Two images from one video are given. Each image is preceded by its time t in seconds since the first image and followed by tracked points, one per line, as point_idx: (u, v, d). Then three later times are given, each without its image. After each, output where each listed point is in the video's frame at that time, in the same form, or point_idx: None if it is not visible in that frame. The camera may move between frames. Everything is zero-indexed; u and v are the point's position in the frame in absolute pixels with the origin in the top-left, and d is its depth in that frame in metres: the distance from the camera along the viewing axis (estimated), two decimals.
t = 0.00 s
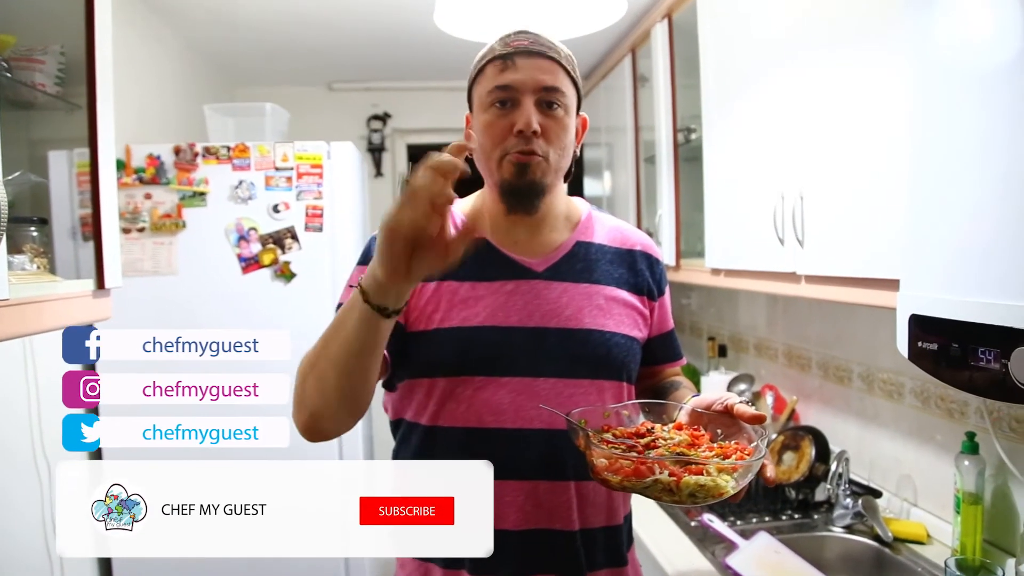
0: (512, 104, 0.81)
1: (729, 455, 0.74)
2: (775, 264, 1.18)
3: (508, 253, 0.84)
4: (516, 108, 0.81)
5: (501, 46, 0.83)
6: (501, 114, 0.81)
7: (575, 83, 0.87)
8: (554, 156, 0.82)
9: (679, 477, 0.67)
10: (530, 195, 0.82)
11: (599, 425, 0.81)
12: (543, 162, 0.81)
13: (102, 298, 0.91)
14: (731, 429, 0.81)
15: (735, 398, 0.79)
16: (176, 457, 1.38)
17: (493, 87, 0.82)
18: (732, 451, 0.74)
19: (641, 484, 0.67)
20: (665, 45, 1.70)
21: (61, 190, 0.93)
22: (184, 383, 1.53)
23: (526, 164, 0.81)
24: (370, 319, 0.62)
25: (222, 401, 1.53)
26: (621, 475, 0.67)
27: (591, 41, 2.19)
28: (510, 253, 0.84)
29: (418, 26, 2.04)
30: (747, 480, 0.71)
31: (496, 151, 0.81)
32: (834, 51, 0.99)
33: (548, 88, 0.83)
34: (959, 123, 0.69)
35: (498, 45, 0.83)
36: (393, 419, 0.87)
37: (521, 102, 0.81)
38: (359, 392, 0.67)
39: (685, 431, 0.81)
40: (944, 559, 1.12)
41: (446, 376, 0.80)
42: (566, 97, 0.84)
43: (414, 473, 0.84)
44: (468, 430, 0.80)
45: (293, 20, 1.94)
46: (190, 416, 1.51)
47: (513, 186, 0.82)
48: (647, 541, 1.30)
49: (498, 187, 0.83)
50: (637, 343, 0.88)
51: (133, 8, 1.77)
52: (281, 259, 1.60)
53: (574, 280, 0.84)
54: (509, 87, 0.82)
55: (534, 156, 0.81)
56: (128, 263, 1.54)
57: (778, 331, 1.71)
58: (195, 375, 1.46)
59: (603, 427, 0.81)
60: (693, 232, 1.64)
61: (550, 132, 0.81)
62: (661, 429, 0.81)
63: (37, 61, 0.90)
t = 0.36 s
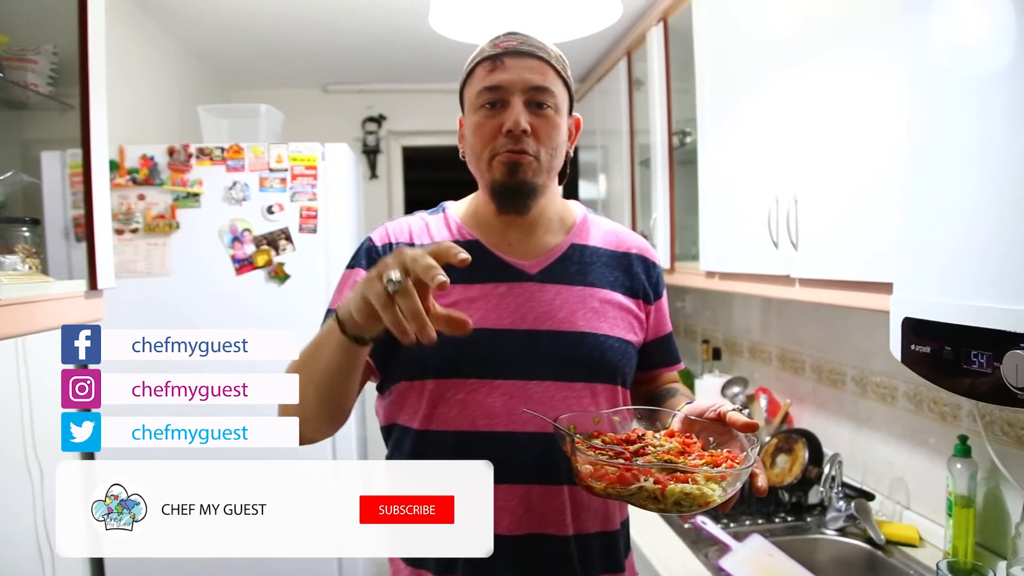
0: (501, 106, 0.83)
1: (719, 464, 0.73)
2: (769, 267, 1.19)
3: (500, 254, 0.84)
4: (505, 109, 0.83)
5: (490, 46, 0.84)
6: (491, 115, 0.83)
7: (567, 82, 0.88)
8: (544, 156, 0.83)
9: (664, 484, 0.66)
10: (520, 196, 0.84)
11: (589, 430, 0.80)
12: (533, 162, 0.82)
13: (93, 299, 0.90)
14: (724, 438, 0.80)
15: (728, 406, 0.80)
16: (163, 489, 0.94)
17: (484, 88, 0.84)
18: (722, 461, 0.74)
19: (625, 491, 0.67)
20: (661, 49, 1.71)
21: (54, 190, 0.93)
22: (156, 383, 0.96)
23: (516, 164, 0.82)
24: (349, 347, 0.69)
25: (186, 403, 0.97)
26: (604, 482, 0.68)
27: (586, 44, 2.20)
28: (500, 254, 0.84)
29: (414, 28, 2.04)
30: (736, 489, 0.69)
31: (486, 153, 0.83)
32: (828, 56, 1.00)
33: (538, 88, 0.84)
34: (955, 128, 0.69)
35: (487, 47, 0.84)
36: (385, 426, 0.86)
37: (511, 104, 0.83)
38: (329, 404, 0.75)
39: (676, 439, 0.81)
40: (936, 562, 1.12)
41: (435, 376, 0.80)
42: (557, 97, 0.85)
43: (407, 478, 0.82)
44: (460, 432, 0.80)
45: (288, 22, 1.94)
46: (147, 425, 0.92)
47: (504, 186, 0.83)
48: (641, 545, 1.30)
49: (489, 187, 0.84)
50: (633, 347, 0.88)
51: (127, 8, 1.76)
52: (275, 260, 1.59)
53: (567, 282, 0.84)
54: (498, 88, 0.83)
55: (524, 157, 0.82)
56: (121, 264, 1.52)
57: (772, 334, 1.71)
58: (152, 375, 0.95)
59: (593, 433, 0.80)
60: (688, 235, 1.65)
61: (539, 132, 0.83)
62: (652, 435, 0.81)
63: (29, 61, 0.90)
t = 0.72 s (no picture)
0: (477, 103, 0.83)
1: (727, 465, 0.73)
2: (767, 269, 1.19)
3: (499, 254, 0.84)
4: (481, 106, 0.82)
5: (461, 50, 0.85)
6: (468, 114, 0.83)
7: (543, 70, 0.87)
8: (526, 148, 0.83)
9: (673, 486, 0.66)
10: (507, 191, 0.83)
11: (592, 433, 0.79)
12: (514, 155, 0.81)
13: (91, 297, 0.92)
14: (731, 439, 0.80)
15: (734, 407, 0.79)
16: (164, 490, 0.92)
17: (459, 90, 0.84)
18: (731, 462, 0.74)
19: (631, 493, 0.67)
20: (658, 51, 1.72)
21: (52, 189, 0.91)
22: (156, 382, 0.96)
23: (496, 158, 0.81)
24: (320, 275, 0.72)
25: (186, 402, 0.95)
26: (610, 484, 0.68)
27: (584, 46, 2.20)
28: (500, 253, 0.85)
29: (413, 28, 2.04)
30: (746, 491, 0.71)
31: (468, 151, 0.82)
32: (827, 59, 1.00)
33: (511, 79, 0.83)
34: (952, 130, 0.69)
35: (459, 51, 0.85)
36: (381, 429, 0.86)
37: (485, 100, 0.82)
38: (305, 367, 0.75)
39: (682, 440, 0.81)
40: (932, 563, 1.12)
41: (432, 376, 0.80)
42: (533, 86, 0.84)
43: (404, 479, 0.81)
44: (459, 434, 0.80)
45: (287, 22, 1.94)
46: (147, 425, 0.91)
47: (489, 183, 0.82)
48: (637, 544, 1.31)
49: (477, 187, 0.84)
50: (635, 348, 0.88)
51: (125, 7, 1.76)
52: (272, 260, 1.59)
53: (568, 282, 0.85)
54: (471, 87, 0.83)
55: (504, 150, 0.81)
56: (119, 263, 1.53)
57: (769, 336, 1.72)
58: (152, 374, 0.95)
59: (597, 436, 0.79)
60: (685, 237, 1.65)
61: (517, 122, 0.82)
62: (656, 438, 0.82)
63: (28, 59, 0.89)
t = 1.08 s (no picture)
0: (489, 111, 0.82)
1: (731, 464, 0.72)
2: (765, 273, 1.20)
3: (495, 258, 0.84)
4: (494, 114, 0.82)
5: (472, 50, 0.83)
6: (479, 121, 0.82)
7: (552, 77, 0.87)
8: (537, 161, 0.83)
9: (677, 485, 0.66)
10: (515, 203, 0.84)
11: (593, 433, 0.79)
12: (526, 168, 0.82)
13: (89, 296, 0.89)
14: (733, 440, 0.79)
15: (737, 406, 0.79)
16: (164, 490, 0.93)
17: (468, 94, 0.83)
18: (734, 461, 0.73)
19: (635, 492, 0.67)
20: (659, 54, 1.72)
21: (51, 187, 0.92)
22: (156, 382, 0.92)
23: (510, 171, 0.81)
24: (309, 295, 0.72)
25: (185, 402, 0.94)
26: (613, 483, 0.68)
27: (585, 48, 2.21)
28: (495, 258, 0.84)
29: (414, 29, 2.04)
30: (750, 490, 0.70)
31: (477, 160, 0.82)
32: (827, 65, 1.01)
33: (524, 89, 0.82)
34: (952, 136, 0.69)
35: (468, 50, 0.83)
36: (379, 434, 0.86)
37: (499, 108, 0.82)
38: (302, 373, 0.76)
39: (684, 440, 0.81)
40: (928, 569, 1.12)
41: (426, 380, 0.80)
42: (545, 96, 0.84)
43: (402, 479, 0.81)
44: (454, 438, 0.80)
45: (288, 21, 1.94)
46: (147, 425, 0.90)
47: (497, 194, 0.83)
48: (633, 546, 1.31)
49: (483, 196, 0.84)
50: (632, 349, 0.88)
51: (126, 4, 1.75)
52: (271, 260, 1.59)
53: (564, 283, 0.85)
54: (483, 93, 0.82)
55: (517, 163, 0.81)
56: (118, 260, 1.52)
57: (766, 340, 1.72)
58: (152, 374, 0.91)
59: (598, 435, 0.80)
60: (684, 240, 1.65)
61: (530, 136, 0.82)
62: (659, 437, 0.81)
63: (28, 55, 0.89)
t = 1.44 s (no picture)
0: (484, 112, 0.83)
1: (736, 467, 0.73)
2: (763, 275, 1.20)
3: (497, 261, 0.84)
4: (490, 116, 0.82)
5: (468, 55, 0.84)
6: (475, 123, 0.82)
7: (549, 79, 0.87)
8: (533, 162, 0.83)
9: (686, 490, 0.67)
10: (513, 204, 0.83)
11: (598, 437, 0.80)
12: (522, 169, 0.82)
13: (87, 298, 0.90)
14: (735, 442, 0.80)
15: (739, 409, 0.79)
16: (164, 489, 0.91)
17: (464, 97, 0.83)
18: (738, 463, 0.74)
19: (646, 497, 0.67)
20: (657, 57, 1.73)
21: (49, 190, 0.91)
22: (156, 382, 0.92)
23: (505, 171, 0.81)
24: (297, 319, 0.73)
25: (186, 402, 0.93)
26: (623, 488, 0.67)
27: (583, 51, 2.21)
28: (500, 261, 0.85)
29: (412, 32, 2.05)
30: (755, 494, 0.70)
31: (474, 162, 0.83)
32: (824, 68, 1.01)
33: (520, 90, 0.83)
34: (950, 137, 0.70)
35: (465, 55, 0.84)
36: (379, 434, 0.86)
37: (494, 110, 0.82)
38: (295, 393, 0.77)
39: (688, 443, 0.81)
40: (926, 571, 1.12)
41: (429, 382, 0.80)
42: (541, 97, 0.84)
43: (402, 482, 0.81)
44: (455, 442, 0.80)
45: (286, 23, 1.94)
46: (147, 425, 0.89)
47: (494, 196, 0.83)
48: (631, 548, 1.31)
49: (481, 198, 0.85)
50: (633, 354, 0.88)
51: (124, 6, 1.75)
52: (269, 262, 1.59)
53: (565, 288, 0.85)
54: (479, 95, 0.82)
55: (513, 164, 0.81)
56: (115, 263, 1.52)
57: (764, 343, 1.73)
58: (152, 374, 0.91)
59: (603, 440, 0.80)
60: (683, 242, 1.65)
61: (526, 136, 0.82)
62: (662, 441, 0.82)
63: (27, 58, 0.89)
